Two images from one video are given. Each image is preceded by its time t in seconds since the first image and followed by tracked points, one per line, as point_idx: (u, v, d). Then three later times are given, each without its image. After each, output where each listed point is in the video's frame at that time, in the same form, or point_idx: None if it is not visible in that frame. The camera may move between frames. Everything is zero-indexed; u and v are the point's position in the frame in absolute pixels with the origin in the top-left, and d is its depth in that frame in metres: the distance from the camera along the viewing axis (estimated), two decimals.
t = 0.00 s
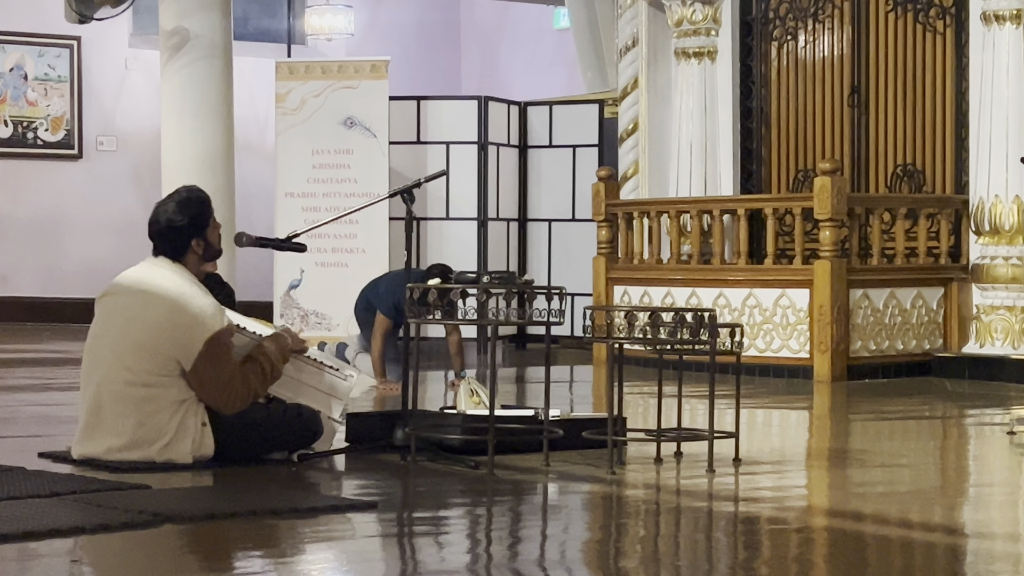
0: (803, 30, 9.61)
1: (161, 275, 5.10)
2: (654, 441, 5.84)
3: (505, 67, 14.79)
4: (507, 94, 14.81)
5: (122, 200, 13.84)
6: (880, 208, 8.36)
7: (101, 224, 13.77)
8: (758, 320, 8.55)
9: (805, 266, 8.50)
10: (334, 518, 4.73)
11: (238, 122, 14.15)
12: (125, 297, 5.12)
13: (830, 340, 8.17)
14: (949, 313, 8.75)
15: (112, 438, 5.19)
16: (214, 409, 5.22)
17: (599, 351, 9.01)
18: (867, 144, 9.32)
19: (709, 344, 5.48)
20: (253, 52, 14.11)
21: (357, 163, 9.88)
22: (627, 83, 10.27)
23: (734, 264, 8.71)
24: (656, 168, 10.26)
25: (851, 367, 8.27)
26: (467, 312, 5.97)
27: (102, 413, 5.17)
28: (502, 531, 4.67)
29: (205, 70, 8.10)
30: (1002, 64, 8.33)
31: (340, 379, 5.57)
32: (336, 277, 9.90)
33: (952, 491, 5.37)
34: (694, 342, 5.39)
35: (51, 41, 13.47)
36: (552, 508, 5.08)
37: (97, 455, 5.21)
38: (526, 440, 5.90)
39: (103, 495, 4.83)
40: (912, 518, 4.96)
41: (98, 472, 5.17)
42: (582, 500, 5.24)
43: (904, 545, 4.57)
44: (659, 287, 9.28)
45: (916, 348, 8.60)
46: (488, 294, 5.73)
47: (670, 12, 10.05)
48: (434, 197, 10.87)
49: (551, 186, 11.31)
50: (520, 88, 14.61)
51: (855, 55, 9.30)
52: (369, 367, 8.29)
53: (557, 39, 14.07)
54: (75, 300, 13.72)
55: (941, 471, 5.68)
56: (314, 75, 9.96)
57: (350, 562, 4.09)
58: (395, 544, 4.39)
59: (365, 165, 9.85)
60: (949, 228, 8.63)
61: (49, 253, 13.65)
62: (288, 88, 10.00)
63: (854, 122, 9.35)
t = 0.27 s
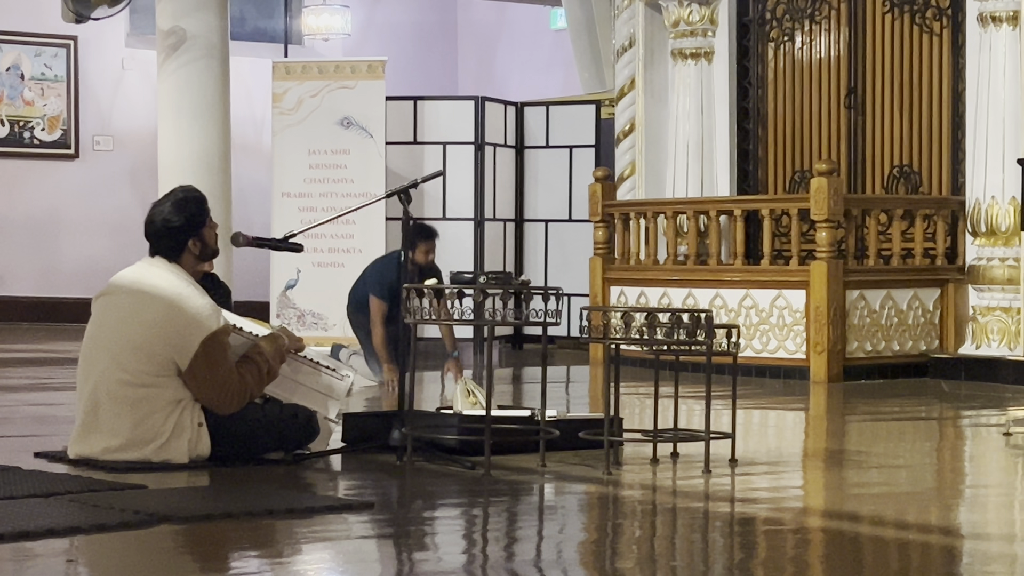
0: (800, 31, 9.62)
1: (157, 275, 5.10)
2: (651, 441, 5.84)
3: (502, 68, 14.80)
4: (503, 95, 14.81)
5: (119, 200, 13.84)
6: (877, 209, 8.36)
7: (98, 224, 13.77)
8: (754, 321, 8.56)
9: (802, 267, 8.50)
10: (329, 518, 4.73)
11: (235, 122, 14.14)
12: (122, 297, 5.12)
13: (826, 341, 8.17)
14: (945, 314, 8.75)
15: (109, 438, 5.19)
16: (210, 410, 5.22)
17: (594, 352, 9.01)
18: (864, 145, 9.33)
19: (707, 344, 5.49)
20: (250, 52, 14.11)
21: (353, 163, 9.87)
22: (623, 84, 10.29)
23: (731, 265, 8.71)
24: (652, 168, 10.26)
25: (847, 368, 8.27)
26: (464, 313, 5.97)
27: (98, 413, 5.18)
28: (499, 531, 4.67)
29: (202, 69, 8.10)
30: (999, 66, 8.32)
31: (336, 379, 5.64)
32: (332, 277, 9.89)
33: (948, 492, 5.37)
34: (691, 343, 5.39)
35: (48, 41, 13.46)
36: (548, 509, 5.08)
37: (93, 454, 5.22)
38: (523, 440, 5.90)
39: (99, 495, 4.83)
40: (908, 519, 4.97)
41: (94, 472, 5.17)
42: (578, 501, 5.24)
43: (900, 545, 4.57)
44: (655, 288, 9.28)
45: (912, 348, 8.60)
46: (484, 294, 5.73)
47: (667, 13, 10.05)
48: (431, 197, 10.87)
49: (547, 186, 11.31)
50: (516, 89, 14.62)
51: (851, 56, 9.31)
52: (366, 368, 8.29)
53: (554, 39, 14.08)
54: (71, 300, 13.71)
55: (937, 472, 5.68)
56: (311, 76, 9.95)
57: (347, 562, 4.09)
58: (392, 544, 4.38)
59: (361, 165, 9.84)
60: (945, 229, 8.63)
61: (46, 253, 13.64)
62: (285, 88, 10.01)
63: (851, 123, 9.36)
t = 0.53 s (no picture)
0: (795, 32, 9.63)
1: (152, 275, 5.09)
2: (646, 442, 5.85)
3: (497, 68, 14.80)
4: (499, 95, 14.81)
5: (114, 199, 13.83)
6: (872, 210, 8.36)
7: (93, 224, 13.75)
8: (749, 322, 8.56)
9: (796, 268, 8.50)
10: (324, 518, 4.73)
11: (230, 122, 14.12)
12: (116, 297, 5.11)
13: (821, 342, 8.17)
14: (940, 317, 8.71)
15: (103, 438, 5.19)
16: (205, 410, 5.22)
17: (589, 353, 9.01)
18: (859, 146, 9.33)
19: (702, 345, 5.49)
20: (245, 52, 14.10)
21: (348, 163, 9.87)
22: (617, 84, 10.32)
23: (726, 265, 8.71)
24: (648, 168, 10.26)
25: (842, 369, 8.27)
26: (459, 313, 5.97)
27: (93, 413, 5.17)
28: (493, 532, 4.67)
29: (197, 69, 8.09)
30: (994, 67, 8.34)
31: (331, 380, 5.60)
32: (327, 277, 9.88)
33: (942, 493, 5.38)
34: (685, 343, 5.39)
35: (43, 40, 13.45)
36: (543, 509, 5.08)
37: (88, 454, 5.22)
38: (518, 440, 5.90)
39: (93, 495, 4.83)
40: (902, 520, 4.97)
41: (89, 472, 5.17)
42: (573, 501, 5.24)
43: (894, 546, 4.57)
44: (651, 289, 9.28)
45: (908, 349, 8.58)
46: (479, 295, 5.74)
47: (662, 14, 10.06)
48: (426, 198, 10.87)
49: (543, 187, 11.32)
50: (513, 87, 14.78)
51: (847, 57, 9.33)
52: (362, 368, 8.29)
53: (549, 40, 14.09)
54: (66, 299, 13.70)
55: (932, 474, 5.69)
56: (306, 76, 9.94)
57: (341, 562, 4.08)
58: (387, 544, 4.38)
59: (357, 165, 9.84)
60: (940, 230, 8.62)
61: (40, 252, 13.62)
62: (281, 88, 10.01)
63: (846, 125, 9.37)
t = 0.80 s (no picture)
0: (787, 33, 9.64)
1: (143, 273, 5.10)
2: (637, 442, 5.85)
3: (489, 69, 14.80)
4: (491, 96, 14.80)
5: (106, 199, 13.82)
6: (863, 211, 8.36)
7: (84, 224, 13.74)
8: (740, 322, 8.57)
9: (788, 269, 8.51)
10: (315, 518, 4.73)
11: (221, 122, 14.10)
12: (108, 297, 5.11)
13: (812, 342, 8.18)
14: (930, 317, 8.72)
15: (94, 438, 5.19)
16: (196, 409, 5.21)
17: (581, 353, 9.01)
18: (850, 147, 9.35)
19: (693, 345, 5.49)
20: (237, 51, 14.09)
21: (340, 163, 9.87)
22: (610, 85, 10.31)
23: (718, 266, 8.72)
24: (639, 169, 10.26)
25: (833, 369, 8.28)
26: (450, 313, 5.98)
27: (84, 413, 5.17)
28: (484, 532, 4.67)
29: (189, 69, 8.09)
30: (985, 69, 8.35)
31: (323, 380, 5.62)
32: (319, 277, 9.87)
33: (933, 494, 5.38)
34: (676, 344, 5.39)
35: (34, 40, 13.43)
36: (534, 510, 5.09)
37: (79, 454, 5.21)
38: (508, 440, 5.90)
39: (84, 494, 4.82)
40: (893, 521, 4.98)
41: (80, 471, 5.17)
42: (564, 502, 5.24)
43: (885, 547, 4.58)
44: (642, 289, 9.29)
45: (899, 350, 8.59)
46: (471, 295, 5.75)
47: (654, 15, 10.07)
48: (418, 198, 10.87)
49: (534, 187, 11.32)
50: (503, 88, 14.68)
51: (838, 57, 9.34)
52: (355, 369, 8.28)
53: (541, 40, 14.09)
54: (57, 299, 13.69)
55: (923, 474, 5.69)
56: (298, 76, 9.92)
57: (332, 563, 4.08)
58: (379, 545, 4.39)
59: (348, 165, 9.83)
60: (932, 231, 8.63)
61: (32, 251, 13.60)
62: (272, 88, 10.00)
63: (837, 126, 9.38)
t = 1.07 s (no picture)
0: (775, 34, 9.65)
1: (131, 272, 5.08)
2: (625, 442, 5.85)
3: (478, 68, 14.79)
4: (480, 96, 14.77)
5: (94, 198, 13.80)
6: (851, 211, 8.38)
7: (72, 223, 13.72)
8: (728, 322, 8.58)
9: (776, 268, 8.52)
10: (303, 518, 4.73)
11: (210, 121, 14.06)
12: (96, 296, 5.09)
13: (800, 343, 8.18)
14: (918, 316, 8.74)
15: (81, 437, 5.18)
16: (184, 409, 5.21)
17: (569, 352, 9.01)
18: (838, 147, 9.35)
19: (680, 344, 5.50)
20: (225, 50, 14.06)
21: (329, 163, 9.85)
22: (598, 85, 10.24)
23: (706, 266, 8.73)
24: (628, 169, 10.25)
25: (821, 369, 8.29)
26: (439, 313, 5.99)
27: (71, 413, 5.16)
28: (472, 532, 4.67)
29: (177, 68, 8.07)
30: (973, 69, 8.36)
31: (310, 378, 5.67)
32: (308, 276, 9.87)
33: (920, 494, 5.39)
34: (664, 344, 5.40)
35: (21, 38, 13.40)
36: (522, 509, 5.09)
37: (66, 453, 5.19)
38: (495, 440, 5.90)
39: (71, 494, 4.82)
40: (880, 520, 4.99)
41: (67, 471, 5.16)
42: (552, 501, 5.24)
43: (874, 547, 4.58)
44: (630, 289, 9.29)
45: (886, 350, 8.62)
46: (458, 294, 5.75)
47: (642, 15, 10.07)
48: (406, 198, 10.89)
49: (523, 186, 11.32)
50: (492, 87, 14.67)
51: (826, 58, 9.34)
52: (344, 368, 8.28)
53: (530, 40, 14.10)
54: (46, 298, 13.68)
55: (910, 474, 5.70)
56: (286, 75, 9.90)
57: (319, 562, 4.08)
58: (367, 544, 4.38)
59: (336, 165, 9.83)
60: (920, 232, 8.65)
61: (20, 250, 13.58)
62: (260, 87, 9.97)
63: (825, 126, 9.39)
